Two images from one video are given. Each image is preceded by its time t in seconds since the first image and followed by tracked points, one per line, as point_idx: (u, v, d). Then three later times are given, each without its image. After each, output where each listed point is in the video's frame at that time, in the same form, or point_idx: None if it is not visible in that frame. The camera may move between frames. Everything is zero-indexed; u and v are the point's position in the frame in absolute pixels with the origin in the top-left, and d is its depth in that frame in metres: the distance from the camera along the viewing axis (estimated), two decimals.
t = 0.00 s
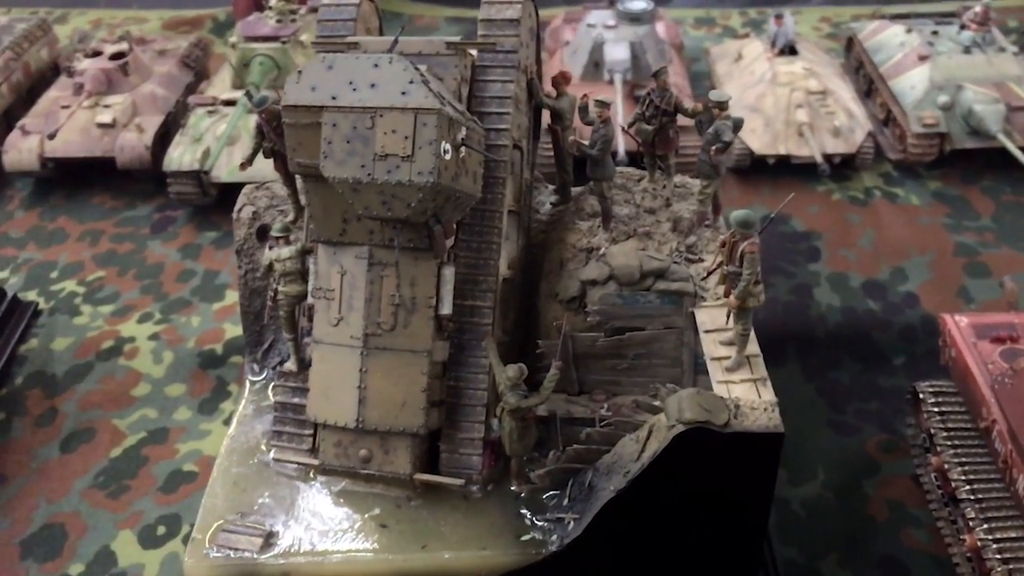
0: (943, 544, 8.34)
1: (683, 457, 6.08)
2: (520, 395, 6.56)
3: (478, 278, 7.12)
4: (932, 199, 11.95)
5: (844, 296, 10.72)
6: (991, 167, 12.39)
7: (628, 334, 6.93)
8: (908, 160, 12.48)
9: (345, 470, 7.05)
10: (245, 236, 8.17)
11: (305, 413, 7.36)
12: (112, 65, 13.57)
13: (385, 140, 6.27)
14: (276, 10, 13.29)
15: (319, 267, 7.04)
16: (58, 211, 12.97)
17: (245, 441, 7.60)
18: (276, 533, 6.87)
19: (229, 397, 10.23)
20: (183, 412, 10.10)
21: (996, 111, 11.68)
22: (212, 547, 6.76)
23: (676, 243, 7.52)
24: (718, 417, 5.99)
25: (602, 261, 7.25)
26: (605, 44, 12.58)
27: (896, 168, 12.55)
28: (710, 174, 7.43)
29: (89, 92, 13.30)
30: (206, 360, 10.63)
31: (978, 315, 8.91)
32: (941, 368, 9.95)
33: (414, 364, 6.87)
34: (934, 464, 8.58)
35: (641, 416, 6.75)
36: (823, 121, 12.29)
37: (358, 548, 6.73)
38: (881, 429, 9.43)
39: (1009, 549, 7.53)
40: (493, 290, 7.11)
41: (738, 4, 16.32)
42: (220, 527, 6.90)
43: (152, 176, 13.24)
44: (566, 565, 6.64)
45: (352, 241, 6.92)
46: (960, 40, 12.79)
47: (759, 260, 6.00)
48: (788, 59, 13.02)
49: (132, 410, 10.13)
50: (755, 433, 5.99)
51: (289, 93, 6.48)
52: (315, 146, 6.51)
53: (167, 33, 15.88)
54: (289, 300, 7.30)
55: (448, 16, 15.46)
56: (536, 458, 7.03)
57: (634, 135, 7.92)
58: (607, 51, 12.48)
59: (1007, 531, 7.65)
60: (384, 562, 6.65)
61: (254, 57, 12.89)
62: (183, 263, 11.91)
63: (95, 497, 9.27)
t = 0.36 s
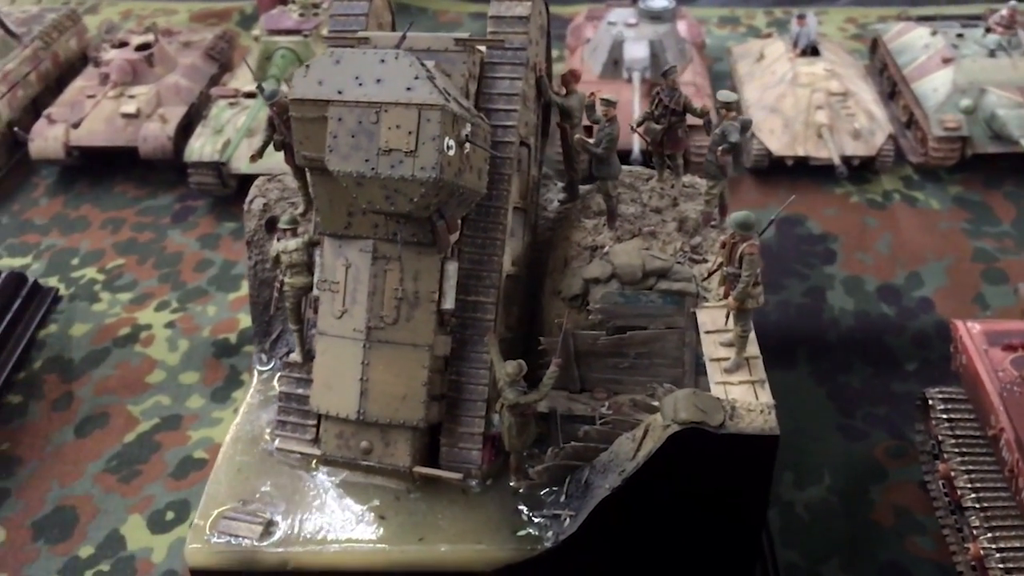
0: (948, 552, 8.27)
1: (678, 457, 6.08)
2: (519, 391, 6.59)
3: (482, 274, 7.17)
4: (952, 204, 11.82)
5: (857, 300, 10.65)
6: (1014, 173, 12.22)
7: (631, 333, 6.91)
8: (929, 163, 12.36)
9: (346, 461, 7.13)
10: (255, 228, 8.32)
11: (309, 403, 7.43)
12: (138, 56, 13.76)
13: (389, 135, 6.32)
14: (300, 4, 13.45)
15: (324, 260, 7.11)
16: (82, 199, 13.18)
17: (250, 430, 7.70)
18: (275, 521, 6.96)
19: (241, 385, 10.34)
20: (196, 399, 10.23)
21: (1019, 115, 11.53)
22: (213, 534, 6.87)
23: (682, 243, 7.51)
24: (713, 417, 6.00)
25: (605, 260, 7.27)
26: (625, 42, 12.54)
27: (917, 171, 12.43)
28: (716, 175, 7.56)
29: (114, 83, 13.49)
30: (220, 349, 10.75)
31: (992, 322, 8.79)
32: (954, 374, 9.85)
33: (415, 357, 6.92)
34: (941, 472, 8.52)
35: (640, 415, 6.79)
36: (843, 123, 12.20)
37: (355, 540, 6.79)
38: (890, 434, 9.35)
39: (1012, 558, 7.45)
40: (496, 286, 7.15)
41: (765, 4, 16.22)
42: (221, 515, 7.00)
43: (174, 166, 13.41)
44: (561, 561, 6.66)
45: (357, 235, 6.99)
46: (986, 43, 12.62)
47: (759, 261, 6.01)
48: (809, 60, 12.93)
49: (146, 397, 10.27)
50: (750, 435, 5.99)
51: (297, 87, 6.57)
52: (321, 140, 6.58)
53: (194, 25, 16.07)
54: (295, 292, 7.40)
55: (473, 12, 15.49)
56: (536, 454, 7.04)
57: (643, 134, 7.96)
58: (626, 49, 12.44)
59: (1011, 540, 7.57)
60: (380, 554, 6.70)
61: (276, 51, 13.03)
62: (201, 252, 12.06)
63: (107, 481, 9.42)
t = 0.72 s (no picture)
0: (947, 558, 8.22)
1: (670, 455, 6.10)
2: (514, 387, 6.59)
3: (481, 270, 7.21)
4: (967, 208, 11.72)
5: (866, 303, 10.59)
6: None
7: (628, 332, 6.93)
8: (944, 166, 12.26)
9: (343, 452, 7.19)
10: (260, 220, 8.47)
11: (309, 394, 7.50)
12: (157, 48, 13.90)
13: (388, 130, 6.36)
14: None
15: (325, 253, 7.16)
16: (100, 188, 13.35)
17: (251, 420, 7.79)
18: (272, 509, 7.04)
19: (248, 375, 10.43)
20: (204, 388, 10.33)
21: None
22: (210, 521, 6.96)
23: (682, 242, 7.54)
24: (704, 417, 6.00)
25: (604, 257, 7.30)
26: (639, 40, 12.51)
27: (932, 174, 12.33)
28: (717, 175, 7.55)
29: (134, 74, 13.65)
30: (230, 339, 10.86)
31: (999, 327, 8.70)
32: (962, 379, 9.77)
33: (413, 351, 6.97)
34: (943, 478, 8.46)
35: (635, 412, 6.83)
36: (858, 124, 12.12)
37: (349, 530, 6.85)
38: (894, 438, 9.29)
39: (1009, 566, 7.39)
40: (495, 282, 7.19)
41: (785, 3, 16.12)
42: (219, 503, 7.08)
43: (191, 157, 13.55)
44: (552, 557, 6.68)
45: (357, 229, 7.04)
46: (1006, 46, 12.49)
47: (754, 261, 6.00)
48: (825, 60, 12.86)
49: (156, 385, 10.40)
50: (742, 434, 6.00)
51: (300, 81, 6.63)
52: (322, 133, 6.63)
53: (215, 18, 16.21)
54: (297, 285, 7.50)
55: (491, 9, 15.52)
56: (531, 450, 7.05)
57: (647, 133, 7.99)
58: (640, 47, 12.42)
59: (1010, 548, 7.52)
60: (373, 545, 6.75)
61: (293, 45, 13.13)
62: (214, 243, 12.18)
63: (114, 467, 9.55)
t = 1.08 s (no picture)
0: (946, 562, 8.18)
1: (661, 452, 6.11)
2: (509, 382, 6.62)
3: (479, 265, 7.26)
4: (979, 211, 11.62)
5: (873, 305, 10.54)
6: None
7: (623, 329, 6.97)
8: (957, 169, 12.16)
9: (340, 444, 7.25)
10: (265, 213, 8.59)
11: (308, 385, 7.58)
12: (174, 41, 14.03)
13: (387, 125, 6.41)
14: None
15: (325, 245, 7.21)
16: (115, 179, 13.51)
17: (251, 410, 7.87)
18: (268, 499, 7.12)
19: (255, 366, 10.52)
20: (211, 378, 10.43)
21: None
22: (207, 509, 7.04)
23: (681, 241, 7.58)
24: (694, 415, 6.00)
25: (602, 255, 7.37)
26: (651, 38, 12.51)
27: (944, 177, 12.23)
28: (717, 174, 7.56)
29: (150, 67, 13.80)
30: (238, 330, 10.96)
31: (1003, 331, 8.64)
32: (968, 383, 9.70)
33: (410, 345, 7.02)
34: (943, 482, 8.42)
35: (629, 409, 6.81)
36: (870, 125, 12.05)
37: (343, 521, 6.91)
38: (897, 441, 9.23)
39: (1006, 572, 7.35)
40: (493, 277, 7.23)
41: (803, 3, 16.03)
42: (216, 491, 7.17)
43: (205, 149, 13.68)
44: (545, 551, 6.73)
45: (357, 222, 7.09)
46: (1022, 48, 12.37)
47: (748, 260, 6.02)
48: (839, 61, 12.78)
49: (164, 374, 10.51)
50: (733, 433, 6.00)
51: (301, 75, 6.68)
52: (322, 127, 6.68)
53: (233, 13, 16.33)
54: (298, 277, 7.59)
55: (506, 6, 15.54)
56: (527, 445, 7.09)
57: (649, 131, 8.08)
58: (653, 45, 12.41)
59: (1007, 553, 7.47)
60: (366, 536, 6.81)
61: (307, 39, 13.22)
62: (225, 235, 12.29)
63: (121, 454, 9.67)
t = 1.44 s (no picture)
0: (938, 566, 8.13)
1: (645, 452, 6.11)
2: (497, 379, 6.63)
3: (471, 263, 7.28)
4: (985, 215, 11.54)
5: (874, 308, 10.48)
6: None
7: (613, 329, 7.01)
8: (964, 172, 12.08)
9: (331, 438, 7.30)
10: (262, 207, 8.67)
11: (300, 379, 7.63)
12: (184, 36, 14.12)
13: (379, 122, 6.44)
14: None
15: (319, 241, 7.26)
16: (124, 172, 13.63)
17: (244, 403, 7.93)
18: (258, 491, 7.17)
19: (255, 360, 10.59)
20: (212, 371, 10.51)
21: None
22: (197, 500, 7.11)
23: (673, 241, 7.58)
24: (678, 416, 6.01)
25: (594, 254, 7.39)
26: (658, 38, 12.46)
27: (951, 179, 12.14)
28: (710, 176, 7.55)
29: (160, 61, 13.90)
30: (239, 323, 11.04)
31: (1002, 336, 8.56)
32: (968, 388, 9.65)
33: (401, 341, 7.04)
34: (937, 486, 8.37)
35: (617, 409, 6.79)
36: (876, 127, 11.97)
37: (331, 515, 6.96)
38: (894, 445, 9.18)
39: None
40: (484, 275, 7.25)
41: (814, 4, 15.94)
42: (206, 483, 7.23)
43: (213, 144, 13.77)
44: (530, 549, 6.75)
45: (350, 219, 7.13)
46: None
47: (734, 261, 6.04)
48: (847, 62, 12.71)
49: (166, 366, 10.60)
50: (717, 435, 6.00)
51: (294, 71, 6.72)
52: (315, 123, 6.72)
53: (245, 8, 16.41)
54: (291, 272, 7.62)
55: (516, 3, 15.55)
56: (516, 442, 7.11)
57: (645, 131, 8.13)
58: (659, 45, 12.37)
59: (998, 560, 7.41)
60: (354, 531, 6.85)
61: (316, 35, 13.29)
62: (230, 229, 12.38)
63: (120, 445, 9.76)
